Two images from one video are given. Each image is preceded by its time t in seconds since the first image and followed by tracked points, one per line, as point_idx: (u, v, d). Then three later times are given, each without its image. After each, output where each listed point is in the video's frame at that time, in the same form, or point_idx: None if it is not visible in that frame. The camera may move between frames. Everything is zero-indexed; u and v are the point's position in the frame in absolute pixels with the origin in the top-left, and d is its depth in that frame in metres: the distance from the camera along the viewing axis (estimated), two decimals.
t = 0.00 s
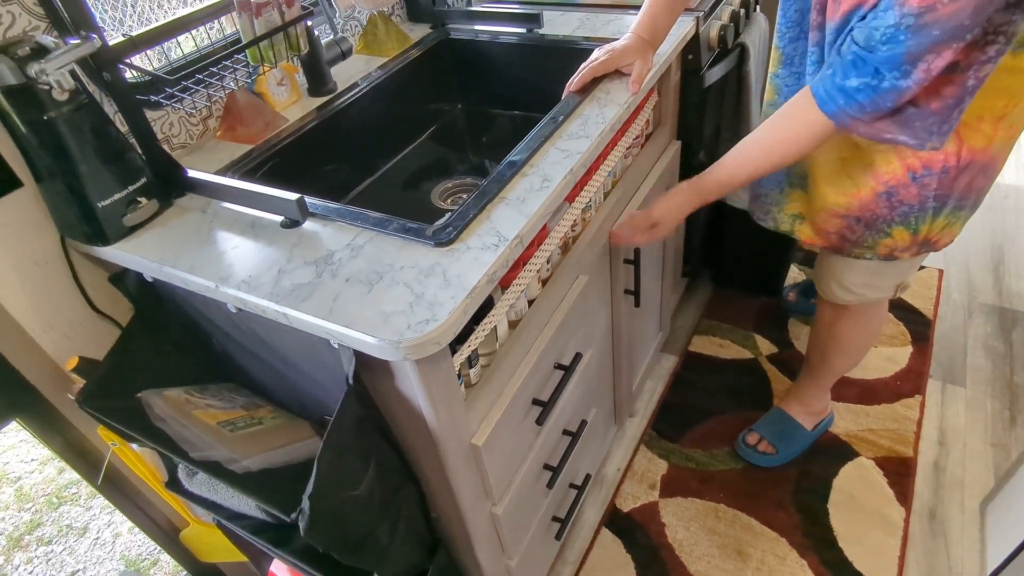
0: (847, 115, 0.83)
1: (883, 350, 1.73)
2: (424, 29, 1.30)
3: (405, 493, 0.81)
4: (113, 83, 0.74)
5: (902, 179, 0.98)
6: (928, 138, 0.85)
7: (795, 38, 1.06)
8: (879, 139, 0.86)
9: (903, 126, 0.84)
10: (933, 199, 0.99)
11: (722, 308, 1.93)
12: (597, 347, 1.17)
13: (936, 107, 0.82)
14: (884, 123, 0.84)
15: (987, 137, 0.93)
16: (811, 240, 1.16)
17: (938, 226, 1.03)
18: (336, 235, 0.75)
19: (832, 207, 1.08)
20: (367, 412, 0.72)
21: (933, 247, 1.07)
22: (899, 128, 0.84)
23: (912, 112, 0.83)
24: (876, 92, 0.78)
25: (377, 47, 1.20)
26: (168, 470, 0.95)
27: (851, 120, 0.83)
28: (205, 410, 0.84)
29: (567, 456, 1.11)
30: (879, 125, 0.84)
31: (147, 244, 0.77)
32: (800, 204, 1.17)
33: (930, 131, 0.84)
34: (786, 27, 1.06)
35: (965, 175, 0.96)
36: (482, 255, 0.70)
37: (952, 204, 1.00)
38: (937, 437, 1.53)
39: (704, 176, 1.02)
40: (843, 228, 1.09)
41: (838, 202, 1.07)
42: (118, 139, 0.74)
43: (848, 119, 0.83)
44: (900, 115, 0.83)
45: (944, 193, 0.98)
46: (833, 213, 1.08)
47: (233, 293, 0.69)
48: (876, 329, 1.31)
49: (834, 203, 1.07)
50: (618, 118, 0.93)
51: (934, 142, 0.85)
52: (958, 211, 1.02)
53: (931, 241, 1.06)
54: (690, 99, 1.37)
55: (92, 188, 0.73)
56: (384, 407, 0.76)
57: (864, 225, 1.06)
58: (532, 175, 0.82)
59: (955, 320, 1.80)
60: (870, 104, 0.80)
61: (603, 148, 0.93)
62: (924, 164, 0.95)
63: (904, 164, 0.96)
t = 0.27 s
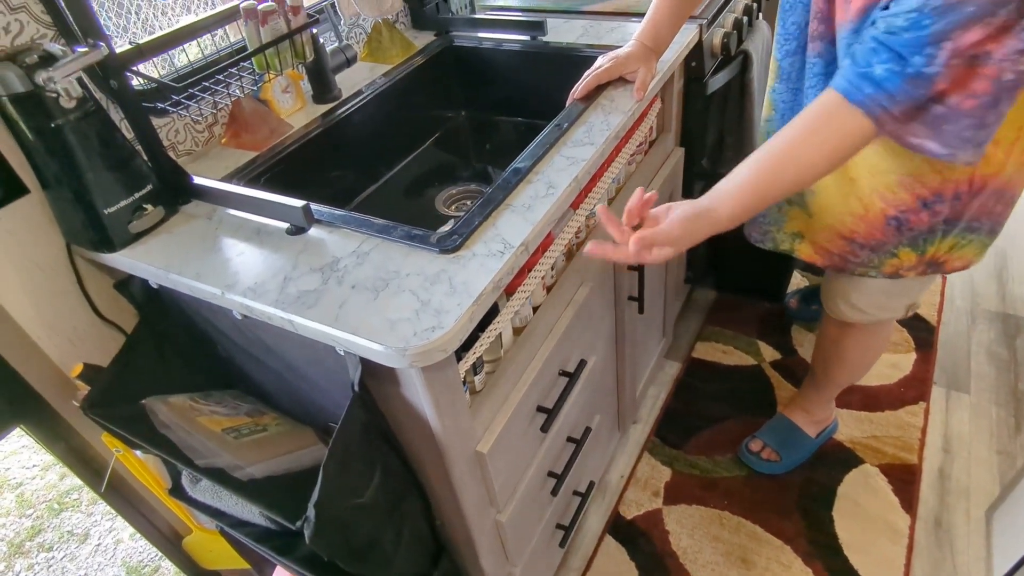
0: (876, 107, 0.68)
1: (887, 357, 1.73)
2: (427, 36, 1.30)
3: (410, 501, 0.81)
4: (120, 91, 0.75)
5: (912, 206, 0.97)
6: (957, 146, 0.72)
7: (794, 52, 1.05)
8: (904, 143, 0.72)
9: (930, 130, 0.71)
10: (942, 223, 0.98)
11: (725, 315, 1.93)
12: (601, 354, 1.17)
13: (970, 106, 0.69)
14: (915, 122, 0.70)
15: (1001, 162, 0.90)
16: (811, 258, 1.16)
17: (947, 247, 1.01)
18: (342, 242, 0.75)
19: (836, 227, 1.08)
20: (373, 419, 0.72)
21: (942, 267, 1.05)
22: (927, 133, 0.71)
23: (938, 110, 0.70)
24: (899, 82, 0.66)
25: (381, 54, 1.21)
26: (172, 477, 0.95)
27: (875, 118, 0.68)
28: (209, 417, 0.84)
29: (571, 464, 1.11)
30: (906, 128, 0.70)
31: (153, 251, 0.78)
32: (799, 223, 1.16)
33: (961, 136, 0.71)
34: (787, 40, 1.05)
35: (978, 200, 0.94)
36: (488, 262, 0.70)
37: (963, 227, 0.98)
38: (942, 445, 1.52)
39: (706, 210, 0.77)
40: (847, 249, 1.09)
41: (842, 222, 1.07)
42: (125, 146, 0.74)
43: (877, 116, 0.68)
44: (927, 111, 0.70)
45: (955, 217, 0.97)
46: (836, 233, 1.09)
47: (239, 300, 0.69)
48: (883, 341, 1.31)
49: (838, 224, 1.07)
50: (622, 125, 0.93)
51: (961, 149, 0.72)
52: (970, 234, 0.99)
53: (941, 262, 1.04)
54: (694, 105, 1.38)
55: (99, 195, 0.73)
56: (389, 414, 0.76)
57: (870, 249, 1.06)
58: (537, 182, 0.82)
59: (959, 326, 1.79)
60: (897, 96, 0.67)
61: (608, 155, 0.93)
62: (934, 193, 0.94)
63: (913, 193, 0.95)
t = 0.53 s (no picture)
0: (974, 131, 0.66)
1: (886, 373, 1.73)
2: (430, 55, 1.31)
3: (413, 521, 0.80)
4: (127, 112, 0.75)
5: (934, 244, 0.97)
6: None
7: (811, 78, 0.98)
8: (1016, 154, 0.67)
9: None
10: (959, 260, 1.00)
11: (725, 330, 1.94)
12: (603, 372, 1.17)
13: None
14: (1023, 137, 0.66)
15: None
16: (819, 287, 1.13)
17: (958, 279, 1.03)
18: (346, 262, 0.75)
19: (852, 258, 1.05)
20: (376, 439, 0.72)
21: (951, 297, 1.07)
22: None
23: None
24: (996, 101, 0.64)
25: (384, 74, 1.23)
26: (172, 496, 0.95)
27: (972, 139, 0.67)
28: (211, 436, 0.84)
29: (573, 482, 1.10)
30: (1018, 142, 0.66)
31: (157, 270, 0.78)
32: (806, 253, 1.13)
33: None
34: (806, 67, 0.98)
35: (995, 236, 0.97)
36: (492, 282, 0.70)
37: (976, 260, 1.00)
38: (943, 461, 1.52)
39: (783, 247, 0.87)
40: (860, 278, 1.07)
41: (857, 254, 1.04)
42: (131, 166, 0.75)
43: (971, 140, 0.67)
44: None
45: (971, 252, 0.99)
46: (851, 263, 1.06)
47: (244, 320, 0.69)
48: (886, 367, 1.31)
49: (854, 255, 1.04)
50: (624, 145, 0.94)
51: None
52: (981, 265, 1.01)
53: (950, 294, 1.05)
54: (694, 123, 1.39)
55: (104, 215, 0.73)
56: (392, 434, 0.76)
57: (883, 280, 1.05)
58: (540, 202, 0.82)
59: (958, 342, 1.80)
60: (995, 115, 0.64)
61: (610, 174, 0.94)
62: (957, 233, 0.95)
63: (937, 231, 0.96)
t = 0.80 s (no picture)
0: (953, 189, 0.81)
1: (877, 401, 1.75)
2: (426, 90, 1.34)
3: (409, 557, 0.80)
4: (130, 152, 0.77)
5: (920, 275, 1.00)
6: None
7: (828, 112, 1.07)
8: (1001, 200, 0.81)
9: None
10: (949, 299, 1.01)
11: (717, 358, 1.95)
12: (597, 404, 1.18)
13: None
14: (1003, 185, 0.79)
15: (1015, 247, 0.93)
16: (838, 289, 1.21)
17: (952, 320, 1.04)
18: (345, 300, 0.76)
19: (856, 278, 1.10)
20: (374, 477, 0.72)
21: (945, 338, 1.07)
22: None
23: None
24: (967, 158, 0.78)
25: (381, 108, 1.25)
26: (165, 532, 0.94)
27: (953, 195, 0.82)
28: (207, 472, 0.84)
29: (569, 515, 1.10)
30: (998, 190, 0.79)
31: (157, 307, 0.78)
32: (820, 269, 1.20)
33: None
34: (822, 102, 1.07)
35: (986, 280, 0.97)
36: (490, 320, 0.71)
37: (969, 303, 1.01)
38: (935, 490, 1.53)
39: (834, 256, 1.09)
40: (860, 300, 1.11)
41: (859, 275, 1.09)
42: (133, 205, 0.76)
43: (957, 197, 0.82)
44: (1011, 174, 0.77)
45: (961, 294, 1.00)
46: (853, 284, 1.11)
47: (244, 359, 0.70)
48: (879, 400, 1.33)
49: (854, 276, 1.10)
50: (618, 183, 0.96)
51: None
52: (976, 307, 1.01)
53: (944, 333, 1.06)
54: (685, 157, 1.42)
55: (106, 254, 0.74)
56: (389, 471, 0.76)
57: (879, 305, 1.08)
58: (536, 240, 0.84)
59: (946, 370, 1.82)
60: (966, 172, 0.79)
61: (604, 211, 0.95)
62: (944, 269, 0.98)
63: (925, 261, 0.99)
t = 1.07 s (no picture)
0: (899, 215, 0.81)
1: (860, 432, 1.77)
2: (415, 129, 1.36)
3: None
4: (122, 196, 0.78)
5: (880, 304, 1.05)
6: (997, 236, 0.77)
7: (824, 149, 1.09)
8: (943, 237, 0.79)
9: (968, 221, 0.77)
10: (907, 330, 1.05)
11: (702, 390, 1.97)
12: (584, 440, 1.19)
13: (998, 195, 0.75)
14: (947, 217, 0.78)
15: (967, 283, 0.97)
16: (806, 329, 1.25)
17: (914, 355, 1.08)
18: (335, 343, 0.77)
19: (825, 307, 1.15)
20: (363, 522, 0.72)
21: (909, 373, 1.11)
22: (966, 225, 0.77)
23: (971, 201, 0.76)
24: (912, 182, 0.79)
25: (371, 148, 1.27)
26: None
27: (895, 220, 0.81)
28: (192, 516, 0.83)
29: (556, 553, 1.10)
30: (939, 221, 0.79)
31: (146, 350, 0.78)
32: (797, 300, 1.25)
33: (998, 226, 0.76)
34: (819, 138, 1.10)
35: (940, 315, 1.01)
36: (479, 365, 0.72)
37: (927, 337, 1.05)
38: (917, 522, 1.55)
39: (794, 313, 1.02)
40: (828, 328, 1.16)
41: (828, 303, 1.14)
42: (125, 250, 0.77)
43: (899, 225, 0.81)
44: (955, 205, 0.77)
45: (919, 329, 1.04)
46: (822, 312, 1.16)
47: (233, 404, 0.70)
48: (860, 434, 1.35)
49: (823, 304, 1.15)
50: (604, 224, 0.98)
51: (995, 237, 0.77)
52: (933, 343, 1.05)
53: (907, 368, 1.10)
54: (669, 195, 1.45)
55: (96, 298, 0.74)
56: (379, 515, 0.76)
57: (845, 334, 1.13)
58: (524, 282, 0.85)
59: (926, 401, 1.85)
60: (912, 197, 0.79)
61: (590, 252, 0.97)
62: (901, 299, 1.02)
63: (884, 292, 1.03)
